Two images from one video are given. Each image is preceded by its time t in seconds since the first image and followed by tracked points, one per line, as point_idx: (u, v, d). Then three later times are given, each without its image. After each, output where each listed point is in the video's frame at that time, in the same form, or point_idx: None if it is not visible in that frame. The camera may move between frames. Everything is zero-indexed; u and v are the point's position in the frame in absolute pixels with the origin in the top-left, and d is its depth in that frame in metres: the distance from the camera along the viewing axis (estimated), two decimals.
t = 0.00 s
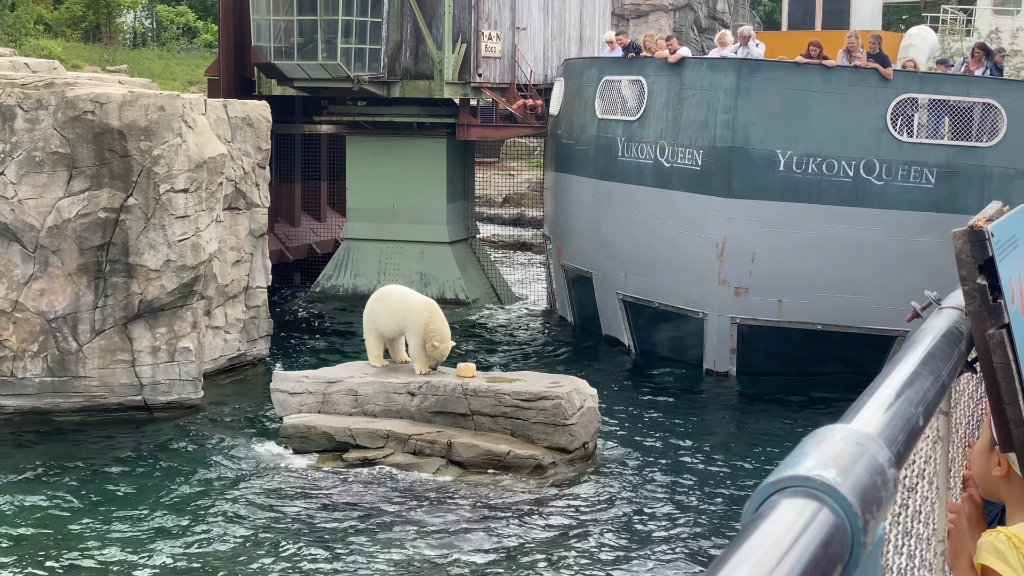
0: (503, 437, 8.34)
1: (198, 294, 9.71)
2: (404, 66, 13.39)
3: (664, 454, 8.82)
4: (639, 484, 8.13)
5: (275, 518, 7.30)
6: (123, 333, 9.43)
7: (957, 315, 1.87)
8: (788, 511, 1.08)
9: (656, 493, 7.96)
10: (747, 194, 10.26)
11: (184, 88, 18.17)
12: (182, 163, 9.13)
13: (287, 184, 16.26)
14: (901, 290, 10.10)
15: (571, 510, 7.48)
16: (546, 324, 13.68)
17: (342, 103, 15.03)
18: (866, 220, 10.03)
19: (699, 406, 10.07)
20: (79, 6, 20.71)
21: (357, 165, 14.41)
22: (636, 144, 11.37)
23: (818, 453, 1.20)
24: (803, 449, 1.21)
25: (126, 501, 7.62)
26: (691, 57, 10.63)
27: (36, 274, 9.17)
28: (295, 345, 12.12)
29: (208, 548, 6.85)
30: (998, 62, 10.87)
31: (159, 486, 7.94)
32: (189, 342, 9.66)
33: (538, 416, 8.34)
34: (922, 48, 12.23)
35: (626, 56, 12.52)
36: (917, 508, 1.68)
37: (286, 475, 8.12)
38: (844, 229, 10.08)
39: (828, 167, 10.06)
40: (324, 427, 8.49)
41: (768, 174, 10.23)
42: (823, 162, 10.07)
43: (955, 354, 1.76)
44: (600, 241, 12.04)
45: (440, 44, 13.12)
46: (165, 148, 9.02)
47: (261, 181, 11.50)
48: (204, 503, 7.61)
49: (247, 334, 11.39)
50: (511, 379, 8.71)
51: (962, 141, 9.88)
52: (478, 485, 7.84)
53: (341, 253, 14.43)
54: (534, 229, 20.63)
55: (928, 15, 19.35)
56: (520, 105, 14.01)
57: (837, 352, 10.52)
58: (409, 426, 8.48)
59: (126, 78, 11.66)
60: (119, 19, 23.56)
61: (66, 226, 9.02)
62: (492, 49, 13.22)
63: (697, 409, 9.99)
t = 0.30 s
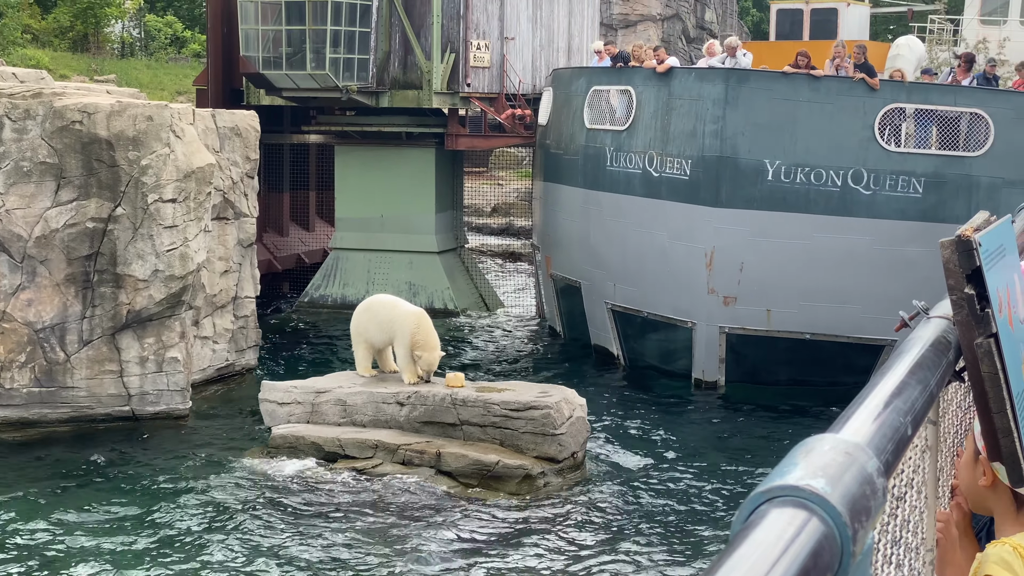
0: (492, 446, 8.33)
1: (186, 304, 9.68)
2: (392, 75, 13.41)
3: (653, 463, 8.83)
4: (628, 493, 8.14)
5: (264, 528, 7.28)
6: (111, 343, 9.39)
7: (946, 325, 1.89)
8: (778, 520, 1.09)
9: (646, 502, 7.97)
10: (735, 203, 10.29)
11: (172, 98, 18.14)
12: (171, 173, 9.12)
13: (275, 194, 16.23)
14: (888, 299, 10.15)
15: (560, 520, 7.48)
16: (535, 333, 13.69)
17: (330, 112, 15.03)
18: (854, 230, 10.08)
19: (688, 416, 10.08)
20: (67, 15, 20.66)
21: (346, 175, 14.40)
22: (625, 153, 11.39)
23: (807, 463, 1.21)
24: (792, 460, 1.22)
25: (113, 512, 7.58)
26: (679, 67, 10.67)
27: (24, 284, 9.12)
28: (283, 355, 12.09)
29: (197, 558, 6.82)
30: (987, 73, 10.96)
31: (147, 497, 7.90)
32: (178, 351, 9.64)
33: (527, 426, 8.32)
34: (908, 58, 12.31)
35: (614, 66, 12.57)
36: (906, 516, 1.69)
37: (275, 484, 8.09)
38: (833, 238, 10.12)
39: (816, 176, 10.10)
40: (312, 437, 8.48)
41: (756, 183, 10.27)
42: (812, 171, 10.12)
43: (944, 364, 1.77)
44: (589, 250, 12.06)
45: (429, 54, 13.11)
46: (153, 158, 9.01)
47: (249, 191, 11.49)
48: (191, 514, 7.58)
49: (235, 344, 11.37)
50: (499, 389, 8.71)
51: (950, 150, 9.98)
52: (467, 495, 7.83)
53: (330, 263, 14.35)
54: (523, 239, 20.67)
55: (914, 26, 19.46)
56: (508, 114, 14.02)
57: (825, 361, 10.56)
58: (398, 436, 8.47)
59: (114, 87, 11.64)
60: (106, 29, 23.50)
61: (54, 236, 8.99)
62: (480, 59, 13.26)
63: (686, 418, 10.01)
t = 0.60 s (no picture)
0: (481, 452, 8.33)
1: (174, 310, 9.64)
2: (381, 81, 13.41)
3: (642, 468, 8.84)
4: (617, 498, 8.15)
5: (253, 534, 7.26)
6: (98, 351, 9.35)
7: (933, 330, 1.91)
8: (765, 524, 1.10)
9: (635, 507, 7.98)
10: (723, 209, 10.32)
11: (160, 104, 18.10)
12: (159, 179, 9.10)
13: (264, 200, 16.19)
14: (876, 304, 10.19)
15: (550, 525, 7.49)
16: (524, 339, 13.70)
17: (319, 118, 15.01)
18: (842, 235, 10.12)
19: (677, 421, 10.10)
20: (55, 21, 20.59)
21: (334, 181, 14.39)
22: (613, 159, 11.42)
23: (795, 466, 1.21)
24: (780, 464, 1.22)
25: (101, 519, 7.55)
26: (667, 73, 10.70)
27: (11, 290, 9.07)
28: (272, 362, 12.06)
29: (186, 565, 6.80)
30: (975, 79, 11.05)
31: (135, 504, 7.86)
32: (166, 358, 9.60)
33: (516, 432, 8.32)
34: (896, 64, 12.38)
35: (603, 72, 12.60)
36: (895, 520, 1.70)
37: (264, 491, 8.07)
38: (821, 243, 10.16)
39: (804, 182, 10.14)
40: (301, 443, 8.46)
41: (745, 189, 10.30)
42: (800, 177, 10.17)
43: (931, 368, 1.78)
44: (578, 256, 12.07)
45: (417, 60, 13.09)
46: (141, 164, 8.98)
47: (238, 197, 11.47)
48: (180, 521, 7.55)
49: (223, 351, 11.33)
50: (489, 396, 8.70)
51: (937, 156, 10.04)
52: (458, 500, 7.82)
53: (319, 269, 14.40)
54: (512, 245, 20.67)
55: (902, 32, 19.54)
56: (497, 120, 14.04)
57: (814, 366, 10.58)
58: (386, 442, 8.46)
59: (101, 94, 11.61)
60: (94, 35, 23.43)
61: (41, 242, 8.96)
62: (469, 64, 13.27)
63: (675, 423, 10.02)
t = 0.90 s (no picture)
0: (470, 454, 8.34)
1: (162, 313, 9.61)
2: (368, 83, 13.39)
3: (631, 470, 8.85)
4: (606, 500, 8.16)
5: (242, 538, 7.23)
6: (86, 353, 9.29)
7: (916, 330, 1.92)
8: (750, 523, 1.11)
9: (625, 509, 8.00)
10: (711, 210, 10.35)
11: (146, 107, 18.03)
12: (146, 182, 9.07)
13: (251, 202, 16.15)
14: (864, 305, 10.24)
15: (539, 527, 7.49)
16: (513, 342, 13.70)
17: (306, 121, 14.98)
18: (829, 236, 10.17)
19: (666, 422, 10.12)
20: (39, 24, 20.49)
21: (322, 183, 14.36)
22: (601, 161, 11.43)
23: (780, 465, 1.22)
24: (766, 463, 1.23)
25: (89, 523, 7.50)
26: (655, 75, 10.71)
27: None
28: (259, 365, 12.02)
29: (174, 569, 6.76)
30: (958, 80, 11.13)
31: (122, 508, 7.83)
32: (154, 362, 9.57)
33: (504, 434, 8.34)
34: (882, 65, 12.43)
35: (590, 74, 12.61)
36: (880, 521, 1.71)
37: (251, 494, 8.04)
38: (808, 245, 10.20)
39: (792, 184, 10.18)
40: (289, 446, 8.43)
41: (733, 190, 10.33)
42: (787, 178, 10.21)
43: (915, 368, 1.79)
44: (566, 258, 12.08)
45: (405, 63, 13.06)
46: (128, 167, 8.95)
47: (225, 200, 11.44)
48: (167, 524, 7.52)
49: (211, 354, 11.31)
50: (477, 398, 8.70)
51: (924, 157, 10.10)
52: (446, 502, 7.82)
53: (307, 272, 14.37)
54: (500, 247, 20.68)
55: (888, 32, 19.62)
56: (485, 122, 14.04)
57: (802, 367, 10.62)
58: (375, 444, 8.45)
59: (87, 96, 11.55)
60: (80, 38, 23.32)
61: (28, 245, 8.93)
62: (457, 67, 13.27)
63: (664, 425, 10.05)
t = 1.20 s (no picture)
0: (459, 454, 8.36)
1: (150, 313, 9.59)
2: (357, 83, 13.38)
3: (620, 469, 8.88)
4: (595, 498, 8.18)
5: (232, 538, 7.23)
6: (74, 353, 9.27)
7: (903, 328, 1.95)
8: (738, 519, 1.12)
9: (615, 507, 8.02)
10: (700, 209, 10.38)
11: (134, 106, 17.98)
12: (134, 182, 9.06)
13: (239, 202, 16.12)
14: (852, 304, 10.29)
15: (528, 526, 7.51)
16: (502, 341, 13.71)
17: (295, 120, 14.96)
18: (817, 235, 10.21)
19: (654, 421, 10.15)
20: (27, 24, 20.41)
21: (310, 182, 14.34)
22: (590, 160, 11.46)
23: (768, 462, 1.24)
24: (753, 459, 1.25)
25: (77, 524, 7.49)
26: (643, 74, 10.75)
27: None
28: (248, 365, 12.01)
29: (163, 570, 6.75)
30: (943, 78, 11.20)
31: (111, 509, 7.82)
32: (142, 362, 9.55)
33: (494, 433, 8.36)
34: (870, 64, 12.49)
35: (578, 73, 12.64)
36: (868, 517, 1.73)
37: (241, 494, 8.04)
38: (796, 243, 10.25)
39: (780, 182, 10.22)
40: (278, 446, 8.41)
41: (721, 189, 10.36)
42: (775, 177, 10.24)
43: (902, 365, 1.82)
44: (555, 257, 12.09)
45: (393, 62, 13.06)
46: (116, 167, 8.94)
47: (214, 199, 11.42)
48: (157, 525, 7.51)
49: (200, 354, 11.28)
50: (466, 397, 8.71)
51: (912, 156, 10.16)
52: (436, 502, 7.82)
53: (295, 271, 14.36)
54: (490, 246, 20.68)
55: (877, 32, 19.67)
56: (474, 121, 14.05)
57: (791, 366, 10.66)
58: (364, 444, 8.45)
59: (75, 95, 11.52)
60: (68, 37, 23.24)
61: (16, 245, 8.90)
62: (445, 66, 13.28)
63: (653, 423, 10.08)
